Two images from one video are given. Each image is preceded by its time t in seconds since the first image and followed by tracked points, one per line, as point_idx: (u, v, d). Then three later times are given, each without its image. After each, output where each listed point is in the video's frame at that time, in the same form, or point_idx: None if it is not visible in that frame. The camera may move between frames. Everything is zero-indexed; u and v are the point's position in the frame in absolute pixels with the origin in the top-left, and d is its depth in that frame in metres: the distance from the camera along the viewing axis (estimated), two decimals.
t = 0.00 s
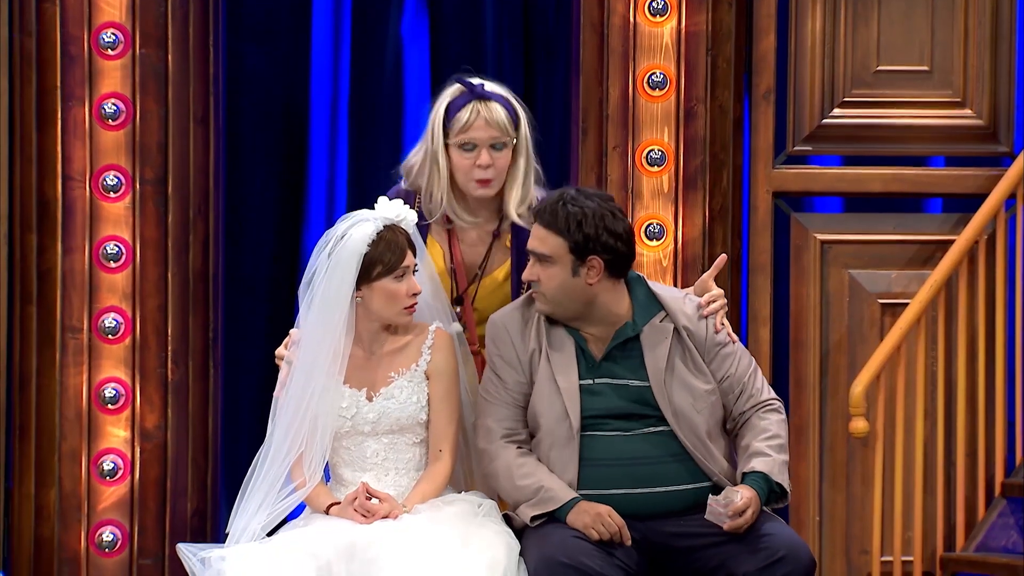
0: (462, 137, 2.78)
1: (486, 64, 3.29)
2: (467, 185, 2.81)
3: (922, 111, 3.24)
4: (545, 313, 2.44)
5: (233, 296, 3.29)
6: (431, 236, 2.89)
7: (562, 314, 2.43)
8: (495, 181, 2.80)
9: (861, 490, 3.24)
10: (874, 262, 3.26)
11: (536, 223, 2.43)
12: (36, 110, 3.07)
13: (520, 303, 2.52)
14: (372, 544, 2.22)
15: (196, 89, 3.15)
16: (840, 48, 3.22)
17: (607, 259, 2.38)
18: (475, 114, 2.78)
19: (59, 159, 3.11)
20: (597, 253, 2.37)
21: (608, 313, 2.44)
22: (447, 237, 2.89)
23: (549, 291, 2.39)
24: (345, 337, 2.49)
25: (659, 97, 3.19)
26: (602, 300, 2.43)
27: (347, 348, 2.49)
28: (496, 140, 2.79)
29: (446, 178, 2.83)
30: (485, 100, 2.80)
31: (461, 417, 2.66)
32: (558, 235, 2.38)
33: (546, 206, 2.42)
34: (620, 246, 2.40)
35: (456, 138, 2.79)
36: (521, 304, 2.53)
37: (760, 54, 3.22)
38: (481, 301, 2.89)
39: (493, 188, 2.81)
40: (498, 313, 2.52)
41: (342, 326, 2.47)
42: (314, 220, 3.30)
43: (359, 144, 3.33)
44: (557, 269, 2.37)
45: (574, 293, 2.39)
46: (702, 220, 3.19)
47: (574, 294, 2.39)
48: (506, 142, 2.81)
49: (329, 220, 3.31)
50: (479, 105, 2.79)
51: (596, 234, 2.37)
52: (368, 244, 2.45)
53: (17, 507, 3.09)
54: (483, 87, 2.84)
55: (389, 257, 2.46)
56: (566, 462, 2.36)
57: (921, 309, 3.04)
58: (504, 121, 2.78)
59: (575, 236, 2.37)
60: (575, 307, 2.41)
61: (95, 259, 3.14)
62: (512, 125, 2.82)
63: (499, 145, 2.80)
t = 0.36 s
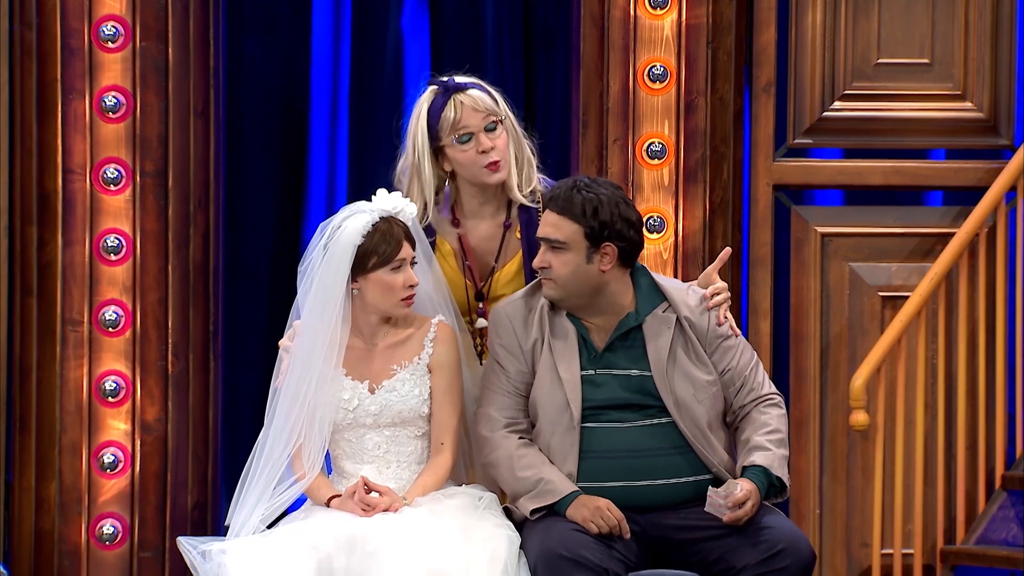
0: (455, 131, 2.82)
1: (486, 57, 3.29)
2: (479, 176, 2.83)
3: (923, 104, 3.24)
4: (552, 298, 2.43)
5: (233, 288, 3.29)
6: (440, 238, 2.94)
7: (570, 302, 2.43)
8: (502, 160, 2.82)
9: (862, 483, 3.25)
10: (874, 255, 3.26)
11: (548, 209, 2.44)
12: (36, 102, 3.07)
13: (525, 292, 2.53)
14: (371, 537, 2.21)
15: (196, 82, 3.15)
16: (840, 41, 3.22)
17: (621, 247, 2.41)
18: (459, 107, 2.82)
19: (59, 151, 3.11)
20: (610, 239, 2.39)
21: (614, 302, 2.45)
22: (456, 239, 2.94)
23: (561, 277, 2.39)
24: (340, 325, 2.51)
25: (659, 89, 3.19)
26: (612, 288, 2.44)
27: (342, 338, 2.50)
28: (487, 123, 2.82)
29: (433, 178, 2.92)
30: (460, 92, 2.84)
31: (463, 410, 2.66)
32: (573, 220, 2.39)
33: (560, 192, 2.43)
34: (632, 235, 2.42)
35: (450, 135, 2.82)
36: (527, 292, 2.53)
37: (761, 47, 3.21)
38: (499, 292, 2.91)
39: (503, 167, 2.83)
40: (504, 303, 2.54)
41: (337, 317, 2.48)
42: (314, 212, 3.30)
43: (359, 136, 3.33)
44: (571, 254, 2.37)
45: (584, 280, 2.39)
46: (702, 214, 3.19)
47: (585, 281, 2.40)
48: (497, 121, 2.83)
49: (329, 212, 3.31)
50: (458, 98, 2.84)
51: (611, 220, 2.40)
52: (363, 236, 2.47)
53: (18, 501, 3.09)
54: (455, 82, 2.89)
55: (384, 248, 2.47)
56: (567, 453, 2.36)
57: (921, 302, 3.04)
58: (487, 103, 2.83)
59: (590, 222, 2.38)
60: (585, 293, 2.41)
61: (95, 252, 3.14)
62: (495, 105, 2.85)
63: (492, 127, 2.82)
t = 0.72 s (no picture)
0: (461, 150, 2.81)
1: (486, 56, 3.29)
2: (480, 197, 2.85)
3: (923, 103, 3.24)
4: (575, 305, 2.43)
5: (233, 287, 3.29)
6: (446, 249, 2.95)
7: (589, 302, 2.42)
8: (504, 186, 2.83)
9: (862, 482, 3.24)
10: (874, 254, 3.26)
11: (567, 207, 2.41)
12: (36, 101, 3.07)
13: (530, 289, 2.54)
14: (371, 536, 2.21)
15: (196, 81, 3.15)
16: (840, 39, 3.22)
17: (640, 244, 2.45)
18: (467, 125, 2.81)
19: (60, 150, 3.11)
20: (633, 237, 2.42)
21: (626, 303, 2.46)
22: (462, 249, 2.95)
23: (585, 277, 2.39)
24: (341, 323, 2.53)
25: (660, 88, 3.19)
26: (629, 287, 2.45)
27: (343, 335, 2.51)
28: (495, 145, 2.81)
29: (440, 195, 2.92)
30: (473, 109, 2.82)
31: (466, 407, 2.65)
32: (597, 217, 2.39)
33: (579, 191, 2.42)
34: (648, 229, 2.44)
35: (456, 153, 2.82)
36: (531, 289, 2.55)
37: (761, 45, 3.21)
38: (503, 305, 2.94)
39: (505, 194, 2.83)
40: (507, 299, 2.54)
41: (337, 315, 2.49)
42: (315, 208, 3.30)
43: (359, 133, 3.32)
44: (595, 253, 2.38)
45: (608, 277, 2.40)
46: (702, 212, 3.19)
47: (608, 278, 2.40)
48: (504, 142, 2.82)
49: (330, 211, 3.31)
50: (469, 116, 2.82)
51: (634, 217, 2.42)
52: (362, 235, 2.47)
53: (18, 498, 3.10)
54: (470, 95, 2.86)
55: (384, 247, 2.46)
56: (570, 452, 2.37)
57: (921, 300, 3.03)
58: (498, 124, 2.80)
59: (615, 219, 2.39)
60: (603, 293, 2.41)
61: (96, 251, 3.14)
62: (506, 126, 2.83)
63: (500, 149, 2.82)
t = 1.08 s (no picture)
0: (484, 113, 2.65)
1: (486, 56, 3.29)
2: (478, 162, 2.72)
3: (923, 103, 3.24)
4: (581, 304, 2.40)
5: (233, 287, 3.29)
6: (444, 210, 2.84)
7: (595, 304, 2.40)
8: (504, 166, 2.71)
9: (862, 482, 3.24)
10: (874, 254, 3.26)
11: (575, 211, 2.39)
12: (36, 102, 3.08)
13: (531, 294, 2.52)
14: (373, 537, 2.21)
15: (196, 81, 3.15)
16: (840, 39, 3.22)
17: (647, 246, 2.44)
18: (505, 97, 2.63)
19: (60, 151, 3.11)
20: (641, 240, 2.42)
21: (628, 308, 2.46)
22: (462, 208, 2.82)
23: (595, 279, 2.37)
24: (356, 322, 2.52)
25: (660, 88, 3.20)
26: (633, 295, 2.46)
27: (358, 336, 2.50)
28: (515, 129, 2.66)
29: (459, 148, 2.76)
30: (516, 85, 2.65)
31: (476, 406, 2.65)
32: (607, 221, 2.37)
33: (588, 194, 2.40)
34: (650, 227, 2.44)
35: (478, 114, 2.66)
36: (532, 294, 2.53)
37: (761, 45, 3.21)
38: (499, 272, 2.85)
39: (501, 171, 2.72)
40: (508, 303, 2.53)
41: (354, 314, 2.48)
42: (315, 206, 3.31)
43: (359, 132, 3.32)
44: (606, 256, 2.36)
45: (616, 279, 2.39)
46: (702, 212, 3.20)
47: (616, 280, 2.39)
48: (525, 129, 2.68)
49: (329, 209, 3.31)
50: (508, 89, 2.64)
51: (642, 220, 2.42)
52: (383, 236, 2.47)
53: (18, 498, 3.10)
54: (519, 68, 2.68)
55: (403, 249, 2.46)
56: (570, 456, 2.36)
57: (922, 301, 3.03)
58: (530, 111, 2.65)
59: (624, 222, 2.38)
60: (610, 297, 2.40)
61: (96, 251, 3.14)
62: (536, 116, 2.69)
63: (518, 134, 2.68)
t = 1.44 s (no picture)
0: (483, 116, 2.66)
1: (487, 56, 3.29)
2: (477, 163, 2.72)
3: (924, 104, 3.24)
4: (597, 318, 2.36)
5: (233, 286, 3.27)
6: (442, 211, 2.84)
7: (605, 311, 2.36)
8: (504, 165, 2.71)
9: (864, 483, 3.24)
10: (875, 255, 3.26)
11: (583, 223, 2.33)
12: (37, 103, 3.08)
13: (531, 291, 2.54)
14: (375, 538, 2.21)
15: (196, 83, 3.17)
16: (842, 40, 3.22)
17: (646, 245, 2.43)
18: (501, 98, 2.65)
19: (61, 152, 3.11)
20: (642, 240, 2.41)
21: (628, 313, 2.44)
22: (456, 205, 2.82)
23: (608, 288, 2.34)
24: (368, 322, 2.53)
25: (661, 89, 3.19)
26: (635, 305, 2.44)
27: (369, 336, 2.52)
28: (514, 128, 2.67)
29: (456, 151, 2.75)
30: (512, 86, 2.66)
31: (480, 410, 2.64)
32: (614, 229, 2.33)
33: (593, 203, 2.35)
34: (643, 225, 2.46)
35: (477, 117, 2.67)
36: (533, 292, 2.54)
37: (762, 46, 3.22)
38: (495, 273, 2.81)
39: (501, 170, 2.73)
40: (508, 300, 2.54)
41: (365, 312, 2.49)
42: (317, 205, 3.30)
43: (360, 131, 3.32)
44: (617, 262, 2.33)
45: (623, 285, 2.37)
46: (704, 213, 3.19)
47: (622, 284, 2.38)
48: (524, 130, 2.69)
49: (329, 209, 3.31)
50: (506, 91, 2.65)
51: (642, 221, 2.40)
52: (398, 237, 2.48)
53: (20, 498, 3.11)
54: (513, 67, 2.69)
55: (418, 251, 2.47)
56: (573, 457, 2.37)
57: (923, 302, 3.03)
58: (527, 111, 2.67)
59: (629, 227, 2.36)
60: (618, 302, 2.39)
61: (97, 251, 3.14)
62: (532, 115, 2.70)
63: (517, 134, 2.68)
